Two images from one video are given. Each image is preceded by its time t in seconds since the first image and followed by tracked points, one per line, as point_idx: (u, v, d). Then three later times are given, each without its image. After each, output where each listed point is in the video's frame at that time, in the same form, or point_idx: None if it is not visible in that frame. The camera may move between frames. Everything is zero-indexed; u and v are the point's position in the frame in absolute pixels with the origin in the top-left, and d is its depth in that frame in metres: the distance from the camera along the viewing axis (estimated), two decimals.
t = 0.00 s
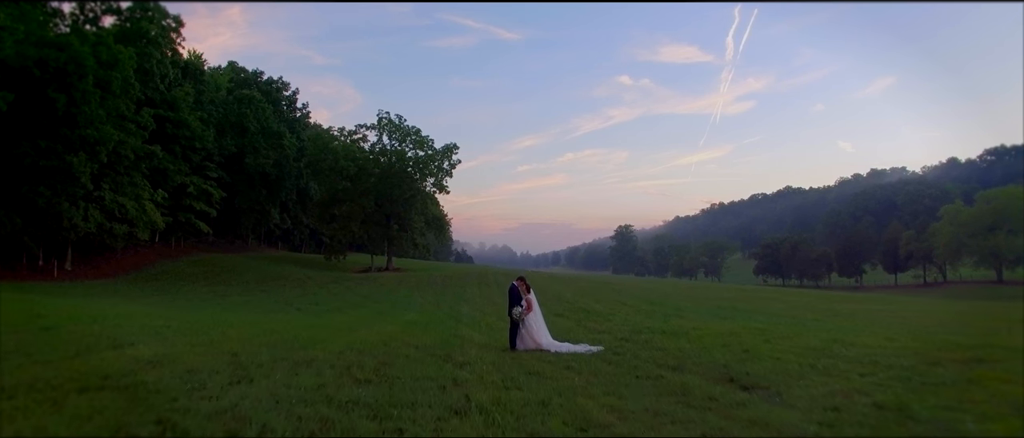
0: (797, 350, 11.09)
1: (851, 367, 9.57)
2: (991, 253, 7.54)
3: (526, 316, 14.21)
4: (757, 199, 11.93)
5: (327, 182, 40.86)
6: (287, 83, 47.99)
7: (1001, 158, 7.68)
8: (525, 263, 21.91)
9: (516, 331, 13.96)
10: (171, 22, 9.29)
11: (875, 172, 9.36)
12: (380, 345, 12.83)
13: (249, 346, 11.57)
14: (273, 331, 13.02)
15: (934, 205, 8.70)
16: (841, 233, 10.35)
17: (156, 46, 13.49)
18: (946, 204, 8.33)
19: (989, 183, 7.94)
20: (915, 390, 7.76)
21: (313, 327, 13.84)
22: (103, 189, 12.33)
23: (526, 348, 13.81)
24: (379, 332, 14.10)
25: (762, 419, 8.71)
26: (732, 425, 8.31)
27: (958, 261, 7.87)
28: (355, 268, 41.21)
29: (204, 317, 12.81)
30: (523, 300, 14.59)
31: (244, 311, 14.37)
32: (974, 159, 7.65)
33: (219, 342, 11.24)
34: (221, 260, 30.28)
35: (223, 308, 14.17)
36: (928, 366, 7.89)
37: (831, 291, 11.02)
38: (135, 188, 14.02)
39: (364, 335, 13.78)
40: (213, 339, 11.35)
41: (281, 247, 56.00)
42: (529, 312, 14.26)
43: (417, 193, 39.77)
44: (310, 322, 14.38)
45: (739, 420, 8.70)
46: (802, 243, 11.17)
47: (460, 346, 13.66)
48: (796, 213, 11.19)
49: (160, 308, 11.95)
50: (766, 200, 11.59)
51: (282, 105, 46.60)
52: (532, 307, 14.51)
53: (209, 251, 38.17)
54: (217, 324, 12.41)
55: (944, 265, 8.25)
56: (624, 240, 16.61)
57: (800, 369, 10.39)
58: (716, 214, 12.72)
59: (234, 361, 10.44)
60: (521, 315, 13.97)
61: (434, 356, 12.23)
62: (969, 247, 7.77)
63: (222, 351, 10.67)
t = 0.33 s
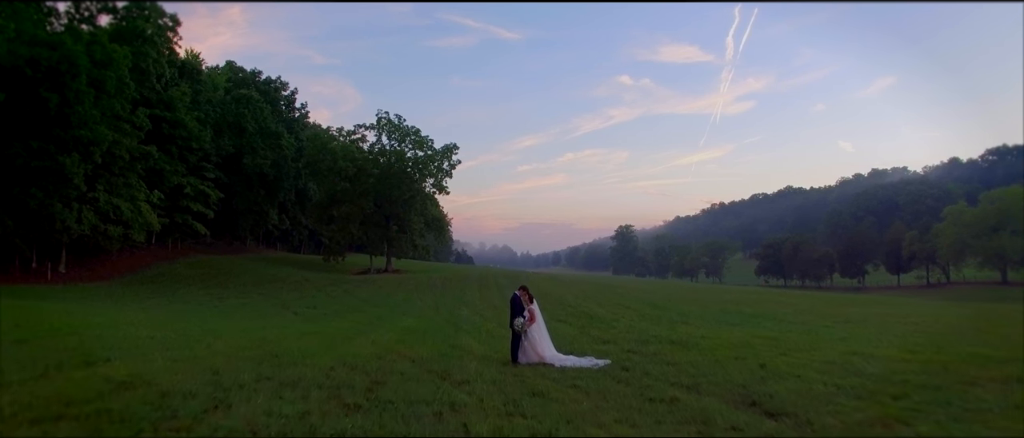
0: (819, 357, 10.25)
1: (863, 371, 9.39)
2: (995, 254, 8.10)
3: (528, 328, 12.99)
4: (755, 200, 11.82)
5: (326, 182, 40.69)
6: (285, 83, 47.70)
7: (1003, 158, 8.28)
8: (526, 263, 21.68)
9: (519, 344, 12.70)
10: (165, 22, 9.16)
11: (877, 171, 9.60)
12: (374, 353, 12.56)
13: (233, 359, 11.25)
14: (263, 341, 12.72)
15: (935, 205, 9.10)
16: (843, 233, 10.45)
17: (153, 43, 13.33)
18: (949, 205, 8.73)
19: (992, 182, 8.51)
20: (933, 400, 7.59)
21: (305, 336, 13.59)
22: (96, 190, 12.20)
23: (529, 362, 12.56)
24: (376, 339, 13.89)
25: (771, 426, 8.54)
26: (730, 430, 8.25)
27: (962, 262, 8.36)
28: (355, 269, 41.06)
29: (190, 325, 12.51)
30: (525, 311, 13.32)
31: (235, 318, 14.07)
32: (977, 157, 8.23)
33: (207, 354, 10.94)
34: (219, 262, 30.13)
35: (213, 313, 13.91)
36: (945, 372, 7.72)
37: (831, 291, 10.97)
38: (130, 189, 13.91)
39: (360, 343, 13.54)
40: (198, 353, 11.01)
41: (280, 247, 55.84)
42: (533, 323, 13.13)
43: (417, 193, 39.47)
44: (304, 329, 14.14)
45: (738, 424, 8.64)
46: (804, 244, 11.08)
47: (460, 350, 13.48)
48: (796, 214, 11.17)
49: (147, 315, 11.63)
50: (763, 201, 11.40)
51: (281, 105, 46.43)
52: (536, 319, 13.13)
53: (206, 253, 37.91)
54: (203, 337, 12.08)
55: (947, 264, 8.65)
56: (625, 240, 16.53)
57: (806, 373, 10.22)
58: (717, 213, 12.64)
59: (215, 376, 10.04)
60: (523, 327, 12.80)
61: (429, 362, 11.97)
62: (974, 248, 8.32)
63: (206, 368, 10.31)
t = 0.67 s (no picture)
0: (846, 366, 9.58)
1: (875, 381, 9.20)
2: (1001, 256, 8.04)
3: (531, 341, 12.15)
4: (754, 200, 11.69)
5: (324, 183, 40.49)
6: (283, 82, 47.46)
7: (1006, 158, 8.04)
8: (525, 263, 21.47)
9: (521, 358, 11.99)
10: (163, 22, 8.89)
11: (880, 171, 9.64)
12: (370, 361, 12.35)
13: (225, 365, 11.03)
14: (258, 348, 12.52)
15: (935, 205, 9.30)
16: (844, 233, 10.58)
17: (149, 42, 13.15)
18: (954, 206, 8.84)
19: (994, 182, 8.38)
20: (958, 416, 7.31)
21: (301, 342, 13.39)
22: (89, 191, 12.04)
23: (533, 377, 11.86)
24: (373, 346, 13.68)
25: None
26: None
27: (967, 264, 8.58)
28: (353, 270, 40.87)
29: (183, 328, 12.30)
30: (526, 321, 12.45)
31: (229, 323, 13.87)
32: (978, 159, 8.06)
33: (194, 363, 10.65)
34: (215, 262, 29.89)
35: (207, 317, 13.72)
36: (968, 387, 7.51)
37: (834, 292, 11.49)
38: (125, 189, 13.75)
39: (358, 350, 13.33)
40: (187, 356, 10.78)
41: (279, 248, 55.62)
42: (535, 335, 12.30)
43: (416, 193, 39.29)
44: (299, 336, 13.93)
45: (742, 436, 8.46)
46: (808, 244, 11.34)
47: (461, 356, 13.27)
48: (797, 214, 11.23)
49: (139, 316, 11.43)
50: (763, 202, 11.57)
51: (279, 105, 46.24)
52: (539, 330, 12.28)
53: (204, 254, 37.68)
54: (193, 343, 11.86)
55: (950, 266, 9.02)
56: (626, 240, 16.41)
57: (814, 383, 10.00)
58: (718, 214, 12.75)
59: (201, 383, 9.79)
60: (525, 340, 12.00)
61: (427, 372, 11.75)
62: (977, 249, 8.36)
63: (192, 373, 10.08)
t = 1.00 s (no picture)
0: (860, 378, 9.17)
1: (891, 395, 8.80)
2: (1007, 257, 9.21)
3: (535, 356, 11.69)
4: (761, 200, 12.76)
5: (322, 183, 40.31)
6: (281, 82, 47.24)
7: (1006, 158, 9.31)
8: (526, 264, 21.17)
9: (524, 374, 11.52)
10: (159, 19, 8.80)
11: (884, 174, 11.01)
12: (362, 376, 11.94)
13: (211, 378, 10.79)
14: (248, 361, 12.24)
15: (941, 205, 10.59)
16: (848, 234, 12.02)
17: (145, 38, 12.93)
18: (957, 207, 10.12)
19: (994, 182, 9.63)
20: None
21: (292, 354, 13.07)
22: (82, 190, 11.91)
23: (536, 394, 11.40)
24: (369, 358, 13.36)
25: None
26: None
27: (971, 265, 9.76)
28: (352, 272, 40.69)
29: (175, 332, 12.11)
30: (530, 335, 12.01)
31: (222, 329, 13.63)
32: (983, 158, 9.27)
33: (176, 379, 10.24)
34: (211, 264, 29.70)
35: (201, 321, 13.48)
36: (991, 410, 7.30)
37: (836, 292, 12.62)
38: (120, 190, 13.60)
39: (350, 361, 13.07)
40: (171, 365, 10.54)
41: (278, 249, 55.35)
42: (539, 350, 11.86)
43: (415, 194, 39.07)
44: (293, 346, 13.59)
45: None
46: (810, 244, 12.69)
47: (460, 369, 12.93)
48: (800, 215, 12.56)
49: (131, 318, 11.23)
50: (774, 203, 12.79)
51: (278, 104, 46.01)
52: (543, 345, 11.84)
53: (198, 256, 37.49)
54: (182, 350, 11.65)
55: (954, 267, 10.14)
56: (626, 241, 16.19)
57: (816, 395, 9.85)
58: (720, 214, 13.77)
59: (182, 400, 9.54)
60: (530, 355, 11.55)
61: (421, 388, 11.34)
62: (981, 250, 9.59)
63: (172, 385, 9.85)
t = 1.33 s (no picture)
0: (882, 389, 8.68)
1: (916, 409, 8.31)
2: (1012, 257, 9.15)
3: (539, 375, 10.25)
4: (764, 199, 13.29)
5: (321, 184, 40.07)
6: (280, 81, 46.98)
7: (1009, 158, 9.14)
8: (527, 265, 20.82)
9: (527, 396, 10.20)
10: (153, 18, 8.55)
11: (885, 172, 11.18)
12: (356, 394, 10.65)
13: (199, 375, 10.47)
14: (242, 360, 11.85)
15: (944, 207, 10.54)
16: (850, 233, 12.05)
17: (140, 36, 12.65)
18: (964, 209, 9.96)
19: (997, 182, 9.62)
20: None
21: (282, 364, 12.24)
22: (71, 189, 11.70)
23: (540, 417, 10.14)
24: (361, 372, 12.15)
25: None
26: None
27: (976, 266, 9.65)
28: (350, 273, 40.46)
29: (165, 331, 11.84)
30: (534, 350, 10.47)
31: (216, 330, 13.34)
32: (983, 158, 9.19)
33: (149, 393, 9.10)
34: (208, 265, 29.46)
35: (194, 323, 13.18)
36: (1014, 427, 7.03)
37: (838, 292, 12.80)
38: (113, 191, 13.43)
39: (342, 375, 11.88)
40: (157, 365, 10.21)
41: (276, 250, 54.95)
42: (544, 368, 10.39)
43: (415, 194, 38.78)
44: (285, 352, 13.05)
45: None
46: (811, 244, 12.81)
47: (459, 385, 11.79)
48: (802, 214, 12.94)
49: (118, 316, 10.96)
50: (776, 202, 13.30)
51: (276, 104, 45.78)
52: (549, 363, 10.33)
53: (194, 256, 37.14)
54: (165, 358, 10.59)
55: (959, 268, 9.99)
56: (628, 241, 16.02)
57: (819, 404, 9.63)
58: (719, 214, 14.30)
59: (165, 397, 9.19)
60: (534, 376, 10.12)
61: (421, 407, 10.23)
62: (986, 251, 9.53)
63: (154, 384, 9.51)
